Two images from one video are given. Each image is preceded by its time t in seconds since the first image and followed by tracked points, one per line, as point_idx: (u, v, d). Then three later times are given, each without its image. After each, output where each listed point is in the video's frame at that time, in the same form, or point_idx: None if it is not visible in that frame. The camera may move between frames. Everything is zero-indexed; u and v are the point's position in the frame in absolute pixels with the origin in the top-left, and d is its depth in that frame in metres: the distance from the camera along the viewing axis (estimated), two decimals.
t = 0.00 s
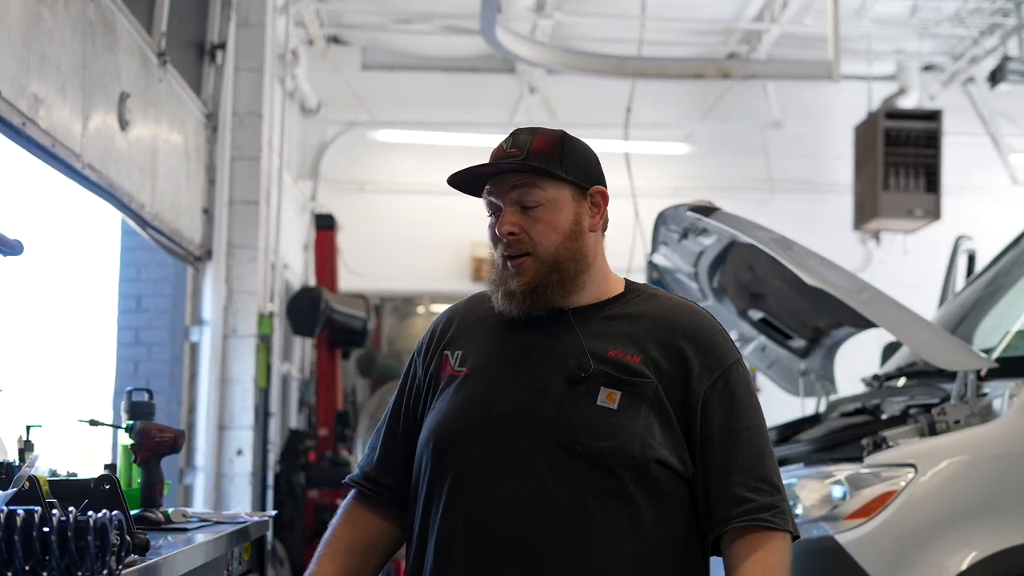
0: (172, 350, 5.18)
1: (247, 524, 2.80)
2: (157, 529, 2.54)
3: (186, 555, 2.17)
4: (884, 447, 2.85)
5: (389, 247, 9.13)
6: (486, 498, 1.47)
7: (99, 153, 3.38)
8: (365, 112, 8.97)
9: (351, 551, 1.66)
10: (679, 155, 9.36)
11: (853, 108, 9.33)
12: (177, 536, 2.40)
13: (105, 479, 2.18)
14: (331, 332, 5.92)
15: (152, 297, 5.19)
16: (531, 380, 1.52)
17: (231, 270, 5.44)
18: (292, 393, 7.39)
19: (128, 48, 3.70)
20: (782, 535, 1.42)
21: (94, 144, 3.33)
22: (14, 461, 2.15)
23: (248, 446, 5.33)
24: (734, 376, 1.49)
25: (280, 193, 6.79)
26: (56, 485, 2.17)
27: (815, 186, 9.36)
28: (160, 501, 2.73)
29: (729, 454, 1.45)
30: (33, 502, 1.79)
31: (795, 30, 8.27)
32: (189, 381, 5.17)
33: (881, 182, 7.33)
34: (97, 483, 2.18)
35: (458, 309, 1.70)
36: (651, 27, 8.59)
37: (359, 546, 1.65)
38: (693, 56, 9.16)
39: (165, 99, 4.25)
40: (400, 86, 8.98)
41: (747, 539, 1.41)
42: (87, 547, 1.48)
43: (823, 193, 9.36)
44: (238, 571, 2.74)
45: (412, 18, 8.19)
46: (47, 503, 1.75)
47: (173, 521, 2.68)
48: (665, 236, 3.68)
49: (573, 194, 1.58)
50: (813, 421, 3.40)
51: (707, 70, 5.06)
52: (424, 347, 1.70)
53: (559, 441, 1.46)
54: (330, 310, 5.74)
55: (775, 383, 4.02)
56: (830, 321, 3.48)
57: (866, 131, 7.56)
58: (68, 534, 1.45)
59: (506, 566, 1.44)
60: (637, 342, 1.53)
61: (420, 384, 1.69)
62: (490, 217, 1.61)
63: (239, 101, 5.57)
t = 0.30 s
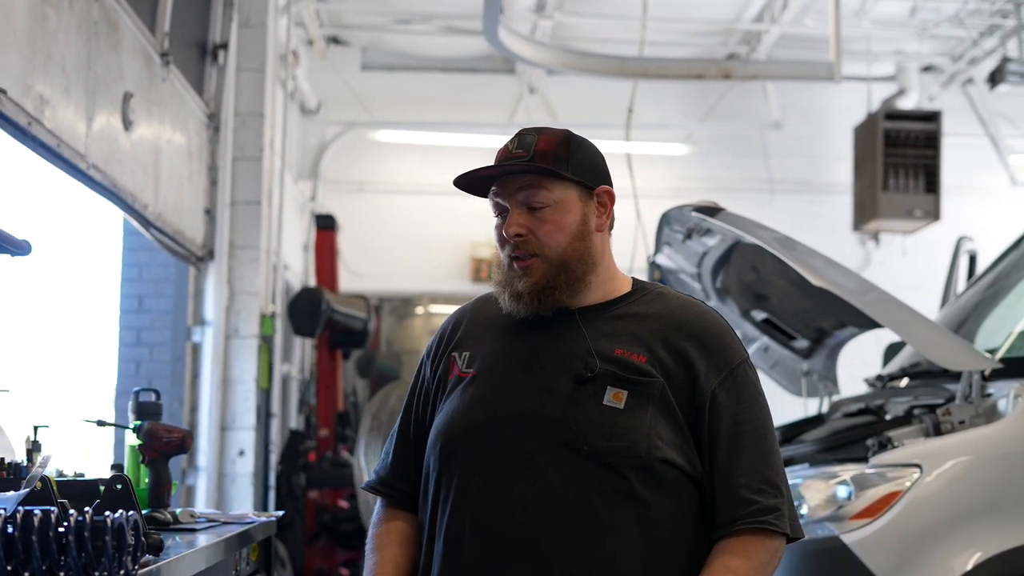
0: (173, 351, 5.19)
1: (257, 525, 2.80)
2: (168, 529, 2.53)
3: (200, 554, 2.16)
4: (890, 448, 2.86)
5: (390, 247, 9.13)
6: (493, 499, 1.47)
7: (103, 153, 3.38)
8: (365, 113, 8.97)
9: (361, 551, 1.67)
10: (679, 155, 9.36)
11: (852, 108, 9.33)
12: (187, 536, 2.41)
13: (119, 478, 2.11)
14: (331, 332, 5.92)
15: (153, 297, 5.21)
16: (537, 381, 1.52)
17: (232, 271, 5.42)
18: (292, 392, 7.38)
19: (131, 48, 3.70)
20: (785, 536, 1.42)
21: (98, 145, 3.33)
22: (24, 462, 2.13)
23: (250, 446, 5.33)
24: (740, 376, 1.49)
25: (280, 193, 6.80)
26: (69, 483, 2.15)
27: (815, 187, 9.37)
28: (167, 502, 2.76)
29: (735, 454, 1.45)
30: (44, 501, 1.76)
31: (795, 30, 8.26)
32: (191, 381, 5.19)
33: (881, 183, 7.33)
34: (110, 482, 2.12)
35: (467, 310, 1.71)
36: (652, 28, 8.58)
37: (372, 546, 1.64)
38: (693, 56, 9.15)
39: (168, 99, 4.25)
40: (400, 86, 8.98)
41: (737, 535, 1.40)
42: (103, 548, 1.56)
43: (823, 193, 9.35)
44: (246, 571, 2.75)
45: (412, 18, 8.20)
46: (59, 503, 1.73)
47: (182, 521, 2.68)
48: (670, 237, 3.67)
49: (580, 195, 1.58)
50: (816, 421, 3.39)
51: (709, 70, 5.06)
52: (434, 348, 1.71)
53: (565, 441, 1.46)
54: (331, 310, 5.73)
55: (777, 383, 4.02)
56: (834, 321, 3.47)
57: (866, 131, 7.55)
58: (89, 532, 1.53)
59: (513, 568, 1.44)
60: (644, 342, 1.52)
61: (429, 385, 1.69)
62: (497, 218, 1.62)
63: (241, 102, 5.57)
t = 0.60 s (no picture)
0: (169, 351, 5.15)
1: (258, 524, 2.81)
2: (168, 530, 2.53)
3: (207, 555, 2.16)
4: (888, 448, 2.87)
5: (384, 248, 9.13)
6: (499, 501, 1.47)
7: (101, 153, 3.38)
8: (359, 113, 8.97)
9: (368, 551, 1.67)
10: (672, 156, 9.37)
11: (845, 109, 9.35)
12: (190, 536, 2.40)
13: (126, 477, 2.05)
14: (326, 332, 5.91)
15: (149, 297, 5.02)
16: (544, 383, 1.52)
17: (228, 272, 5.43)
18: (286, 391, 7.37)
19: (129, 47, 3.70)
20: (790, 536, 1.43)
21: (96, 145, 3.33)
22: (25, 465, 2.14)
23: (246, 447, 5.33)
24: (746, 376, 1.49)
25: (275, 193, 6.79)
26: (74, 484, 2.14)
27: (808, 188, 9.38)
28: (168, 502, 2.75)
29: (740, 454, 1.45)
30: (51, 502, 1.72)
31: (789, 31, 8.28)
32: (187, 381, 5.21)
33: (874, 185, 7.36)
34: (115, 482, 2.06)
35: (471, 311, 1.71)
36: (647, 28, 8.59)
37: (379, 545, 1.64)
38: (687, 57, 9.15)
39: (165, 99, 4.25)
40: (395, 86, 8.98)
41: (743, 530, 1.41)
42: (115, 548, 1.47)
43: (817, 194, 9.37)
44: (247, 570, 2.75)
45: (407, 19, 8.21)
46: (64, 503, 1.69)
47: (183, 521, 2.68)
48: (666, 237, 3.67)
49: (592, 194, 1.59)
50: (812, 421, 3.39)
51: (705, 71, 5.07)
52: (438, 349, 1.71)
53: (572, 442, 1.47)
54: (326, 310, 5.74)
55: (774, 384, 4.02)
56: (830, 322, 3.49)
57: (859, 133, 7.57)
58: (95, 536, 1.44)
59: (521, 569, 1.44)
60: (650, 343, 1.53)
61: (434, 387, 1.70)
62: (510, 219, 1.61)
63: (237, 102, 5.57)
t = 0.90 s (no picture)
0: (160, 349, 5.13)
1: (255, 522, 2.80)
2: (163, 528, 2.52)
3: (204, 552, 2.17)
4: (882, 445, 2.88)
5: (375, 247, 9.12)
6: (502, 494, 1.48)
7: (94, 151, 3.37)
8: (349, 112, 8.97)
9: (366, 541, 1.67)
10: (663, 155, 9.38)
11: (836, 108, 9.37)
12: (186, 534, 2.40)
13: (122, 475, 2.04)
14: (316, 331, 5.91)
15: (141, 295, 5.06)
16: (546, 377, 1.53)
17: (220, 271, 5.41)
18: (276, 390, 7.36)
19: (122, 45, 3.69)
20: (790, 531, 1.44)
21: (90, 143, 3.32)
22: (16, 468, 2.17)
23: (238, 445, 5.32)
24: (745, 372, 1.51)
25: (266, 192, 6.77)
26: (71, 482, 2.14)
27: (798, 186, 9.40)
28: (164, 499, 2.74)
29: (741, 449, 1.46)
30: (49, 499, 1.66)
31: (779, 31, 8.30)
32: (178, 380, 5.18)
33: (864, 183, 7.39)
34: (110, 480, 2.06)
35: (469, 307, 1.71)
36: (638, 28, 8.60)
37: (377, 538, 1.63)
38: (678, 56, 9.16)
39: (157, 97, 4.25)
40: (386, 85, 8.97)
41: (744, 523, 1.42)
42: (117, 542, 1.49)
43: (807, 194, 9.40)
44: (242, 568, 2.75)
45: (397, 18, 8.21)
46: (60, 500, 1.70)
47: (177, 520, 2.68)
48: (660, 236, 3.68)
49: (594, 190, 1.60)
50: (805, 419, 3.40)
51: (696, 71, 5.08)
52: (437, 344, 1.71)
53: (575, 436, 1.47)
54: (317, 309, 5.74)
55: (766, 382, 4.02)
56: (823, 320, 3.50)
57: (849, 132, 7.59)
58: (97, 530, 1.45)
59: (523, 562, 1.44)
60: (651, 338, 1.53)
61: (433, 383, 1.70)
62: (511, 214, 1.62)
63: (229, 101, 5.56)
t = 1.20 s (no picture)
0: (146, 349, 5.11)
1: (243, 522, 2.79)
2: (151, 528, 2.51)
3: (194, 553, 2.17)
4: (870, 444, 2.90)
5: (362, 247, 9.10)
6: (495, 492, 1.47)
7: (81, 149, 3.35)
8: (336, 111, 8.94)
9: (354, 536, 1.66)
10: (649, 155, 9.39)
11: (821, 108, 9.41)
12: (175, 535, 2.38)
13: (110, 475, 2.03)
14: (302, 331, 5.89)
15: (127, 294, 5.01)
16: (538, 374, 1.53)
17: (206, 270, 5.39)
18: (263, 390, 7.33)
19: (109, 42, 3.67)
20: (781, 528, 1.45)
21: (77, 142, 3.30)
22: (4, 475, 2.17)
23: (224, 445, 5.30)
24: (735, 369, 1.52)
25: (251, 192, 6.75)
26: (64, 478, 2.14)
27: (783, 186, 9.44)
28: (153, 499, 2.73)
29: (733, 445, 1.47)
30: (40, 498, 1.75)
31: (765, 31, 8.33)
32: (165, 380, 5.16)
33: (849, 183, 7.42)
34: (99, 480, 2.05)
35: (457, 306, 1.70)
36: (625, 27, 8.61)
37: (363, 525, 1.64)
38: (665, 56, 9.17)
39: (144, 95, 4.23)
40: (372, 84, 8.95)
41: (736, 520, 1.43)
42: (109, 542, 1.47)
43: (793, 194, 9.43)
44: (231, 569, 2.74)
45: (384, 17, 8.20)
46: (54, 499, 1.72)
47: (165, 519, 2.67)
48: (647, 235, 3.69)
49: (584, 188, 1.61)
50: (792, 419, 3.42)
51: (683, 70, 5.09)
52: (424, 342, 1.70)
53: (568, 433, 1.47)
54: (304, 308, 5.73)
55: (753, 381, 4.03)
56: (810, 320, 3.52)
57: (835, 132, 7.62)
58: (87, 529, 1.43)
59: (518, 559, 1.44)
60: (642, 335, 1.54)
61: (420, 381, 1.69)
62: (502, 211, 1.62)
63: (215, 99, 5.53)
